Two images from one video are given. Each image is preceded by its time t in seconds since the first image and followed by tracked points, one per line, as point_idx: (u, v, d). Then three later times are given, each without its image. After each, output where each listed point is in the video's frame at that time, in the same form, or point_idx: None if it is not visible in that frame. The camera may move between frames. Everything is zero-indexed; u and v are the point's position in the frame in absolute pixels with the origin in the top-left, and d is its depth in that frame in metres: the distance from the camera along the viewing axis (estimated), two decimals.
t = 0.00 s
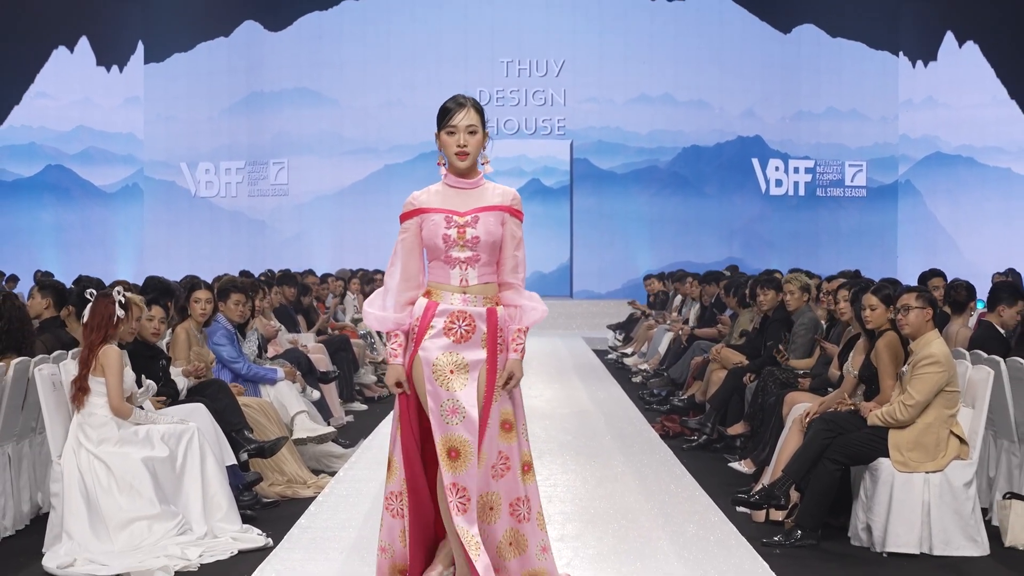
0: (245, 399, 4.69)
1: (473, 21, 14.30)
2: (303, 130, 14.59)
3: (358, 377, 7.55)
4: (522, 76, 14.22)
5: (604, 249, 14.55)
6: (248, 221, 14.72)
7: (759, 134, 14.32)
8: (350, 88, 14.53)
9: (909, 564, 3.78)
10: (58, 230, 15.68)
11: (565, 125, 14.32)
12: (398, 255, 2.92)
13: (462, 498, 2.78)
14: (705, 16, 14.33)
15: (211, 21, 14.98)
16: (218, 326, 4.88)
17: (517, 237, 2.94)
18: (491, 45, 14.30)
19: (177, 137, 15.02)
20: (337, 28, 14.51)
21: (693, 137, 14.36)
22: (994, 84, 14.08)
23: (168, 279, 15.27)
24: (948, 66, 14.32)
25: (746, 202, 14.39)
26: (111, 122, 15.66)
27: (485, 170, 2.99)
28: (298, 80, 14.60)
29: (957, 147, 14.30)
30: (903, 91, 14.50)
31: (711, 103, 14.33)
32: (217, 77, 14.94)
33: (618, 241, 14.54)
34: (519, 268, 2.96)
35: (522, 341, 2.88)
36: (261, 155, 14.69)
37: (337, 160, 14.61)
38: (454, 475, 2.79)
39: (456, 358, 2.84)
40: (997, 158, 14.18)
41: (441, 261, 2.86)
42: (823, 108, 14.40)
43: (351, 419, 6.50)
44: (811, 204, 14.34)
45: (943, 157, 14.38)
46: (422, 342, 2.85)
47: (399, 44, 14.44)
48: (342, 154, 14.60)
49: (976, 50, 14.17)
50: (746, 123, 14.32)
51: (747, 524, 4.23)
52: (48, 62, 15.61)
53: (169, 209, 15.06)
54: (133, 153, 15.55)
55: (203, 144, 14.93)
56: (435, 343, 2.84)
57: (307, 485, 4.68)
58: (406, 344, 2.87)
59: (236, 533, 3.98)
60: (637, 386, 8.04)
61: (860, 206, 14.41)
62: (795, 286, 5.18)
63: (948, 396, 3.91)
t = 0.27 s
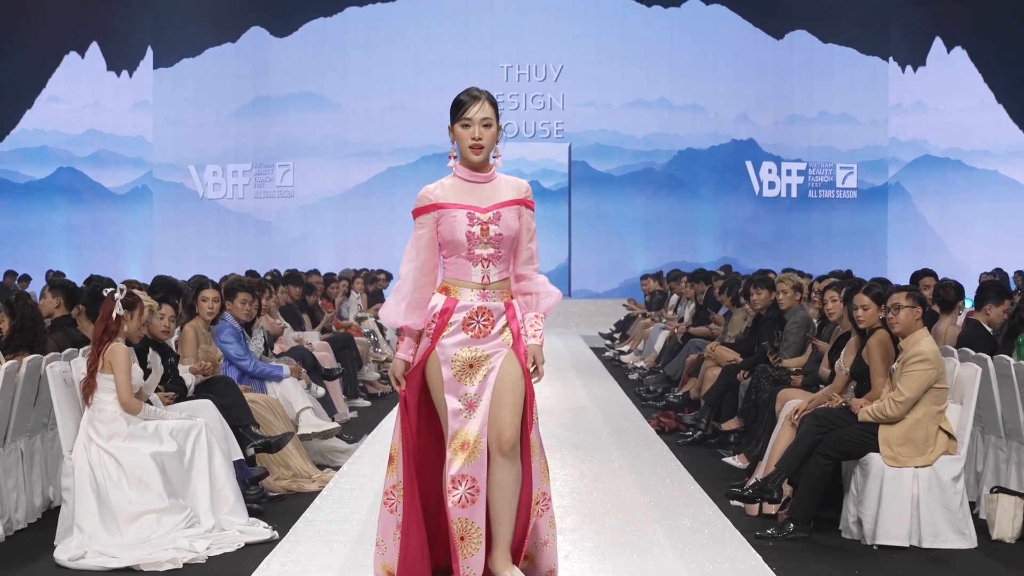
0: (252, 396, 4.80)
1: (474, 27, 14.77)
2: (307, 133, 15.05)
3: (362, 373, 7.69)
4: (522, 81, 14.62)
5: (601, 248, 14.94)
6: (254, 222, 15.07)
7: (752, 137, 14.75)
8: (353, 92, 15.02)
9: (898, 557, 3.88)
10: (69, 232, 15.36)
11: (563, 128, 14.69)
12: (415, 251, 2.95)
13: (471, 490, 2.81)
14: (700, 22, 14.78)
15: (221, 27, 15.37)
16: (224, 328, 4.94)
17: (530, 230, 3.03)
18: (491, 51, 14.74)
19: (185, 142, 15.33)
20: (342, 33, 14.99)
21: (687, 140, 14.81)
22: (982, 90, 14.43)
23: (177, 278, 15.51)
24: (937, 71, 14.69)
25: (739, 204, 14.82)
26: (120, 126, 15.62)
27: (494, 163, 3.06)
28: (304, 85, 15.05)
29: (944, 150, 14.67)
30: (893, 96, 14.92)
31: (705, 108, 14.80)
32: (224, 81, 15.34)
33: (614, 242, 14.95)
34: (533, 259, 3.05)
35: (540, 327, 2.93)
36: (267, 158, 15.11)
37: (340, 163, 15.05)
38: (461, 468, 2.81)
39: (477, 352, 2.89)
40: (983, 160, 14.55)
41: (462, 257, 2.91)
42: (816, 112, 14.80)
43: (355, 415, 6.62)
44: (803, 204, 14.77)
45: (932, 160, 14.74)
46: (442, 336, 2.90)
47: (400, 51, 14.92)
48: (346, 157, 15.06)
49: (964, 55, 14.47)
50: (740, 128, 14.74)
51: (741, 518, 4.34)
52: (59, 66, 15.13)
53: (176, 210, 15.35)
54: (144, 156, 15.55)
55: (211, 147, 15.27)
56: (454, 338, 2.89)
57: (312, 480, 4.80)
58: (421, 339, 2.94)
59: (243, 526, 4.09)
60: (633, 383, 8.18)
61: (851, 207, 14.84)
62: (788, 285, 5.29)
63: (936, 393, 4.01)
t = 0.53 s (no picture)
0: (258, 392, 4.90)
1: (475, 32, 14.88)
2: (312, 136, 15.16)
3: (366, 370, 7.81)
4: (521, 86, 14.78)
5: (600, 249, 15.31)
6: (262, 224, 15.31)
7: (746, 141, 14.99)
8: (357, 95, 15.11)
9: (889, 549, 3.98)
10: (80, 231, 15.57)
11: (562, 132, 14.87)
12: (430, 256, 2.94)
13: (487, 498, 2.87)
14: (696, 29, 14.99)
15: (224, 32, 15.58)
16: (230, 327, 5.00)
17: (545, 234, 2.97)
18: (492, 55, 14.88)
19: (194, 146, 15.57)
20: (344, 39, 15.10)
21: (683, 143, 15.03)
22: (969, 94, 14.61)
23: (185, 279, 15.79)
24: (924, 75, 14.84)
25: (733, 206, 15.12)
26: (128, 129, 15.77)
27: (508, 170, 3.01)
28: (308, 89, 15.19)
29: (933, 152, 14.84)
30: (882, 100, 15.13)
31: (700, 110, 15.01)
32: (229, 84, 15.56)
33: (613, 243, 15.31)
34: (551, 264, 2.98)
35: (561, 331, 2.86)
36: (273, 160, 15.31)
37: (345, 165, 15.20)
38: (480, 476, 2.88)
39: (496, 359, 2.86)
40: (971, 163, 14.71)
41: (474, 261, 2.88)
42: (808, 116, 15.06)
43: (358, 412, 6.72)
44: (795, 206, 15.07)
45: (921, 163, 14.92)
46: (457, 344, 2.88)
47: (403, 55, 15.00)
48: (350, 160, 15.19)
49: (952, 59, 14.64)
50: (734, 131, 14.99)
51: (735, 511, 4.45)
52: (71, 72, 15.42)
53: (184, 212, 15.62)
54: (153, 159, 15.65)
55: (218, 150, 15.50)
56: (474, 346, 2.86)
57: (317, 474, 4.91)
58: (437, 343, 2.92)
59: (250, 520, 4.20)
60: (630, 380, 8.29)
61: (842, 208, 15.06)
62: (781, 285, 5.36)
63: (925, 389, 4.11)
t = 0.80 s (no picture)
0: (265, 389, 5.02)
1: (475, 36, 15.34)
2: (316, 139, 15.55)
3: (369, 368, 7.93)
4: (521, 90, 15.31)
5: (597, 249, 15.81)
6: (268, 225, 15.61)
7: (739, 143, 15.49)
8: (360, 99, 15.53)
9: (878, 542, 4.08)
10: (90, 232, 15.78)
11: (560, 135, 15.39)
12: (445, 259, 2.91)
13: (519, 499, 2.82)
14: (692, 33, 15.49)
15: (225, 37, 15.81)
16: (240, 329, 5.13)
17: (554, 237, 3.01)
18: (492, 59, 15.34)
19: (198, 148, 15.79)
20: (349, 45, 15.52)
21: (677, 146, 15.51)
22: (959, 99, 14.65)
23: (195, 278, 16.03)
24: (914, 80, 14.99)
25: (726, 207, 15.58)
26: (138, 133, 15.98)
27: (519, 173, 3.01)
28: (313, 93, 15.57)
29: (923, 155, 14.96)
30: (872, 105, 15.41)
31: (695, 115, 15.52)
32: (237, 88, 15.71)
33: (611, 244, 15.80)
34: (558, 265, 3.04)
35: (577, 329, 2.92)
36: (279, 162, 15.62)
37: (348, 168, 15.59)
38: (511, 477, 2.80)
39: (514, 358, 2.85)
40: (958, 166, 14.76)
41: (492, 264, 2.88)
42: (800, 119, 15.51)
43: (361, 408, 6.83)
44: (787, 208, 15.53)
45: (911, 166, 15.04)
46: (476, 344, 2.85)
47: (404, 60, 15.46)
48: (352, 163, 15.59)
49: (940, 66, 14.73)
50: (727, 134, 15.49)
51: (729, 504, 4.56)
52: (80, 78, 15.56)
53: (193, 214, 15.80)
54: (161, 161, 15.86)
55: (225, 152, 15.77)
56: (494, 344, 2.85)
57: (322, 469, 5.02)
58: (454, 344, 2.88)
59: (256, 513, 4.31)
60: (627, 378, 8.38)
61: (833, 210, 15.44)
62: (773, 284, 5.50)
63: (915, 386, 4.22)
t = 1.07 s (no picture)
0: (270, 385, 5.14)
1: (475, 39, 16.09)
2: (321, 142, 16.37)
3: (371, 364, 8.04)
4: (522, 94, 16.05)
5: (595, 249, 16.57)
6: (273, 225, 16.46)
7: (734, 147, 16.17)
8: (364, 104, 16.33)
9: (869, 535, 4.19)
10: (101, 234, 16.02)
11: (559, 138, 16.16)
12: (472, 251, 2.93)
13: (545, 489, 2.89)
14: (687, 38, 16.25)
15: (233, 44, 16.59)
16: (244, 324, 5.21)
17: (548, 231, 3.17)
18: (493, 64, 16.11)
19: (207, 150, 16.54)
20: (352, 50, 16.32)
21: (673, 149, 16.27)
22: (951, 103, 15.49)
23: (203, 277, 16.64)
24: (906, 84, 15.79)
25: (721, 209, 16.32)
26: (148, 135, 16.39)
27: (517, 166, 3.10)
28: (318, 97, 16.38)
29: (913, 158, 15.81)
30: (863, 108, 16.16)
31: (691, 119, 16.27)
32: (243, 95, 16.57)
33: (608, 245, 16.57)
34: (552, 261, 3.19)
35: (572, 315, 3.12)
36: (284, 165, 16.52)
37: (352, 171, 16.41)
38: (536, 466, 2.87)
39: (534, 350, 2.92)
40: (949, 168, 15.59)
41: (520, 253, 2.96)
42: (793, 123, 16.21)
43: (367, 404, 6.96)
44: (780, 210, 16.21)
45: (902, 168, 15.90)
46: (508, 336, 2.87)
47: (410, 67, 16.27)
48: (357, 166, 16.41)
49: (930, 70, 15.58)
50: (722, 137, 16.18)
51: (723, 498, 4.68)
52: (90, 81, 15.64)
53: (201, 214, 16.56)
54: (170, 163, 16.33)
55: (232, 156, 16.55)
56: (522, 337, 2.90)
57: (327, 463, 5.14)
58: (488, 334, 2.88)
59: (262, 506, 4.42)
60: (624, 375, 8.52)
61: (826, 211, 16.18)
62: (767, 283, 5.58)
63: (905, 383, 4.33)
